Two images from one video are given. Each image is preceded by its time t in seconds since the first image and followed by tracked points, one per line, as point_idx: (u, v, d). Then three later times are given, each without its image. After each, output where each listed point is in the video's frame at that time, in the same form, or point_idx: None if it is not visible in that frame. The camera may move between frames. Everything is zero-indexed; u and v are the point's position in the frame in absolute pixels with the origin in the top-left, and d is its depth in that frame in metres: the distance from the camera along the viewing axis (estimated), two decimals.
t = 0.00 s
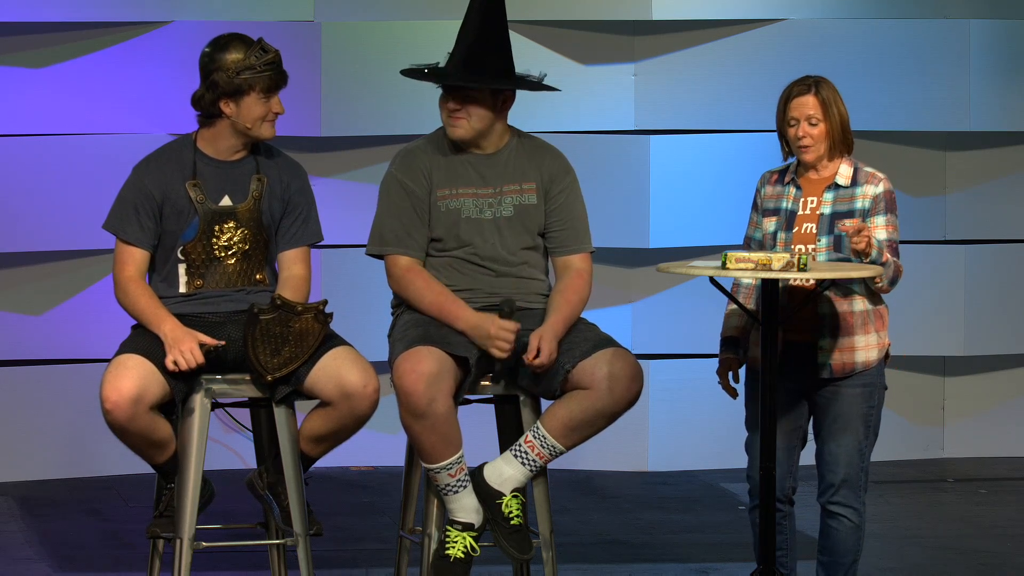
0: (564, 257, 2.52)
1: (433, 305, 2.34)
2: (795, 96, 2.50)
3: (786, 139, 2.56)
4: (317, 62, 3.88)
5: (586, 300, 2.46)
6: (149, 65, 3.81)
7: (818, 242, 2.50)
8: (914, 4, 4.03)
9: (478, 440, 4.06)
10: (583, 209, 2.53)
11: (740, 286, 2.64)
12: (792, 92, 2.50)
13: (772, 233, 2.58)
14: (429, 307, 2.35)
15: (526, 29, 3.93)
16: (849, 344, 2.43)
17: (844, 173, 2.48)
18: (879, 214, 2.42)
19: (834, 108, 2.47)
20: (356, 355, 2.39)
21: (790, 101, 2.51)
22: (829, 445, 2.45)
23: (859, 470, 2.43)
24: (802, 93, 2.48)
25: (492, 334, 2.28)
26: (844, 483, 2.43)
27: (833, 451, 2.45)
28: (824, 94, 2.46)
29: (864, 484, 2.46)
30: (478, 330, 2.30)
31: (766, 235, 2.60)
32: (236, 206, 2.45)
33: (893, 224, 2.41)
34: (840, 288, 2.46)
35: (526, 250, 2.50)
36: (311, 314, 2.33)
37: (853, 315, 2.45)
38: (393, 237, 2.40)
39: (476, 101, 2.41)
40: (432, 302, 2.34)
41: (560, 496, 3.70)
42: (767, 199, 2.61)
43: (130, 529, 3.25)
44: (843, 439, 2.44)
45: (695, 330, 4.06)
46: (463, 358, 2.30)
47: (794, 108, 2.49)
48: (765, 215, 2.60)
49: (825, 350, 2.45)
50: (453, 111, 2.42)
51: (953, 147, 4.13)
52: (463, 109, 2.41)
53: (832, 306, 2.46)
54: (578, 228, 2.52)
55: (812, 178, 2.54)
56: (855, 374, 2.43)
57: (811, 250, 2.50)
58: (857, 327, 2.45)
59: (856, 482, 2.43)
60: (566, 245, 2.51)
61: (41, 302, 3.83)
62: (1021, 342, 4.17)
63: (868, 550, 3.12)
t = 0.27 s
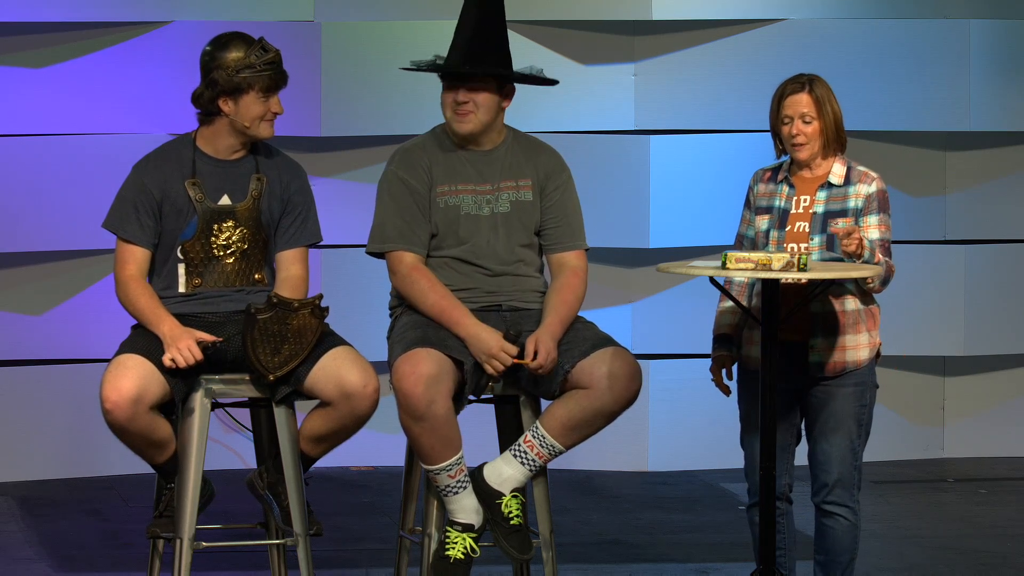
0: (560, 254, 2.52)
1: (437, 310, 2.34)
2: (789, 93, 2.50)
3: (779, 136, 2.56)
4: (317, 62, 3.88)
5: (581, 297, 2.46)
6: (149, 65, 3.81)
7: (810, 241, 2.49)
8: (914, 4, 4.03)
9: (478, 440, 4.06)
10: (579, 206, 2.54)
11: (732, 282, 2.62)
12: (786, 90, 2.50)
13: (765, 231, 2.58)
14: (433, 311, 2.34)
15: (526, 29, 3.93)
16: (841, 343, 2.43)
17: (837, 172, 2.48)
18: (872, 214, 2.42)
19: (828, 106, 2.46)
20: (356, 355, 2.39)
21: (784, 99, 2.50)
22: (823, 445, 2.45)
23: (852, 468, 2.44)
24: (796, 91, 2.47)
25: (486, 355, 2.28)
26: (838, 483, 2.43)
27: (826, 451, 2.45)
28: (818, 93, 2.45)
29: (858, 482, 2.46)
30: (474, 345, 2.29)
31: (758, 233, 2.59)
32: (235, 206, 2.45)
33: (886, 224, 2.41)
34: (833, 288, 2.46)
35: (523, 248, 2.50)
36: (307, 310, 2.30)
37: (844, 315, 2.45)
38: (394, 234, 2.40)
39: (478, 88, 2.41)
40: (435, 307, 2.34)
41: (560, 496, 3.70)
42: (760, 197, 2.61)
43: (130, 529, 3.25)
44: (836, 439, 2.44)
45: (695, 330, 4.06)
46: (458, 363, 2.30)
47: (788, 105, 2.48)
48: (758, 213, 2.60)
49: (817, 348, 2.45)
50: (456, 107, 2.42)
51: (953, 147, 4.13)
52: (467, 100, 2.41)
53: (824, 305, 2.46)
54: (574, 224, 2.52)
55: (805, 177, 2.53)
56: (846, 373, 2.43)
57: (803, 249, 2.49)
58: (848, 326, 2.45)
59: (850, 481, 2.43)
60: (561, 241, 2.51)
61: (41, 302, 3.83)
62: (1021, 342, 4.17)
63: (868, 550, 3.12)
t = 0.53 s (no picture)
0: (557, 251, 2.51)
1: (438, 305, 2.34)
2: (786, 84, 2.50)
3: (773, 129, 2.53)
4: (317, 62, 3.88)
5: (577, 295, 2.44)
6: (149, 65, 3.81)
7: (805, 240, 2.49)
8: (914, 4, 4.03)
9: (478, 440, 4.06)
10: (577, 202, 2.54)
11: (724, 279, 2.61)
12: (783, 83, 2.50)
13: (757, 230, 2.56)
14: (434, 306, 2.34)
15: (526, 29, 3.93)
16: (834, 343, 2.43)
17: (831, 172, 2.47)
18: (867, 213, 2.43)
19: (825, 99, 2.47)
20: (356, 355, 2.39)
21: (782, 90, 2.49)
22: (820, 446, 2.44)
23: (848, 467, 2.44)
24: (794, 82, 2.48)
25: (487, 346, 2.27)
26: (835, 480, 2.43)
27: (822, 451, 2.44)
28: (816, 84, 2.47)
29: (853, 480, 2.46)
30: (476, 337, 2.29)
31: (750, 231, 2.57)
32: (234, 207, 2.45)
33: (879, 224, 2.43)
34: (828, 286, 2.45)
35: (523, 245, 2.50)
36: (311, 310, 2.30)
37: (838, 314, 2.45)
38: (393, 233, 2.40)
39: (500, 80, 2.44)
40: (435, 302, 2.34)
41: (560, 496, 3.70)
42: (750, 195, 2.58)
43: (130, 529, 3.25)
44: (832, 438, 2.43)
45: (695, 330, 4.06)
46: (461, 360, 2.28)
47: (788, 93, 2.47)
48: (749, 211, 2.58)
49: (810, 348, 2.45)
50: (480, 102, 2.42)
51: (953, 147, 4.13)
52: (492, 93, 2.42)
53: (818, 305, 2.46)
54: (573, 221, 2.52)
55: (798, 175, 2.52)
56: (841, 373, 2.43)
57: (799, 248, 2.48)
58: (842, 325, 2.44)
59: (847, 480, 2.43)
60: (559, 239, 2.51)
61: (41, 302, 3.83)
62: (1021, 342, 4.16)
63: (868, 550, 3.12)
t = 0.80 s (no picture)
0: (559, 255, 2.51)
1: (433, 296, 2.34)
2: (778, 84, 2.49)
3: (765, 127, 2.53)
4: (317, 62, 3.88)
5: (576, 294, 2.44)
6: (148, 65, 3.81)
7: (799, 238, 2.49)
8: (914, 4, 4.03)
9: (478, 440, 4.06)
10: (578, 207, 2.54)
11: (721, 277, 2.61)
12: (775, 82, 2.49)
13: (750, 228, 2.56)
14: (430, 298, 2.34)
15: (526, 30, 3.93)
16: (830, 340, 2.42)
17: (823, 169, 2.48)
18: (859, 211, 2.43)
19: (817, 97, 2.46)
20: (354, 354, 2.39)
21: (773, 89, 2.48)
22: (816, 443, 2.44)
23: (847, 463, 2.43)
24: (786, 81, 2.47)
25: (486, 331, 2.28)
26: (831, 479, 2.43)
27: (820, 448, 2.44)
28: (808, 82, 2.46)
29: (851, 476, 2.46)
30: (474, 324, 2.29)
31: (742, 229, 2.57)
32: (233, 207, 2.45)
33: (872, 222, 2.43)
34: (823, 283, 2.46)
35: (522, 248, 2.49)
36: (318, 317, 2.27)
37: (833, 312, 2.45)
38: (388, 232, 2.41)
39: (500, 80, 2.43)
40: (431, 294, 2.34)
41: (560, 496, 3.70)
42: (742, 193, 2.57)
43: (130, 529, 3.25)
44: (830, 435, 2.43)
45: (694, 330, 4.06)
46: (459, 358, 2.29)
47: (778, 94, 2.46)
48: (741, 209, 2.57)
49: (806, 346, 2.44)
50: (479, 103, 2.42)
51: (953, 147, 4.13)
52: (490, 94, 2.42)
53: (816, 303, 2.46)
54: (574, 225, 2.52)
55: (790, 173, 2.52)
56: (838, 371, 2.42)
57: (792, 246, 2.49)
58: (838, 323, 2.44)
59: (845, 476, 2.43)
60: (560, 242, 2.51)
61: (41, 302, 3.83)
62: (1021, 342, 4.16)
63: (868, 550, 3.12)
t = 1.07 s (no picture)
0: (554, 256, 2.49)
1: (429, 305, 2.34)
2: (769, 91, 2.47)
3: (758, 133, 2.54)
4: (317, 62, 3.88)
5: (573, 300, 2.43)
6: (148, 65, 3.81)
7: (796, 239, 2.49)
8: (913, 4, 4.03)
9: (478, 440, 4.06)
10: (578, 207, 2.53)
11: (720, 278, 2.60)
12: (767, 89, 2.47)
13: (746, 230, 2.54)
14: (425, 307, 2.35)
15: (526, 30, 3.93)
16: (829, 339, 2.43)
17: (818, 171, 2.48)
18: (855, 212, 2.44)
19: (808, 103, 2.45)
20: (354, 354, 2.39)
21: (764, 98, 2.47)
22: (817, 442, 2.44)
23: (846, 463, 2.44)
24: (777, 89, 2.45)
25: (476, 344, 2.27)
26: (830, 479, 2.43)
27: (820, 448, 2.44)
28: (798, 89, 2.44)
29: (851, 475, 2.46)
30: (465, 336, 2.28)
31: (739, 231, 2.56)
32: (233, 208, 2.45)
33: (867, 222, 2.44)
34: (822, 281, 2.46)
35: (522, 250, 2.49)
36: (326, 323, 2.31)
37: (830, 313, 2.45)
38: (389, 234, 2.40)
39: (502, 85, 2.42)
40: (426, 302, 2.34)
41: (561, 496, 3.70)
42: (738, 195, 2.57)
43: (130, 529, 3.25)
44: (829, 434, 2.43)
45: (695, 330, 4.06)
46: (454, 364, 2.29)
47: (769, 104, 2.46)
48: (737, 212, 2.56)
49: (806, 347, 2.44)
50: (482, 106, 2.42)
51: (953, 147, 4.13)
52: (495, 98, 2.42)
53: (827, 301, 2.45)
54: (573, 227, 2.51)
55: (785, 175, 2.52)
56: (838, 371, 2.43)
57: (789, 246, 2.49)
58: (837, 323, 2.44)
59: (845, 476, 2.43)
60: (558, 243, 2.49)
61: (41, 302, 3.83)
62: (1021, 342, 4.16)
63: (868, 550, 3.12)
